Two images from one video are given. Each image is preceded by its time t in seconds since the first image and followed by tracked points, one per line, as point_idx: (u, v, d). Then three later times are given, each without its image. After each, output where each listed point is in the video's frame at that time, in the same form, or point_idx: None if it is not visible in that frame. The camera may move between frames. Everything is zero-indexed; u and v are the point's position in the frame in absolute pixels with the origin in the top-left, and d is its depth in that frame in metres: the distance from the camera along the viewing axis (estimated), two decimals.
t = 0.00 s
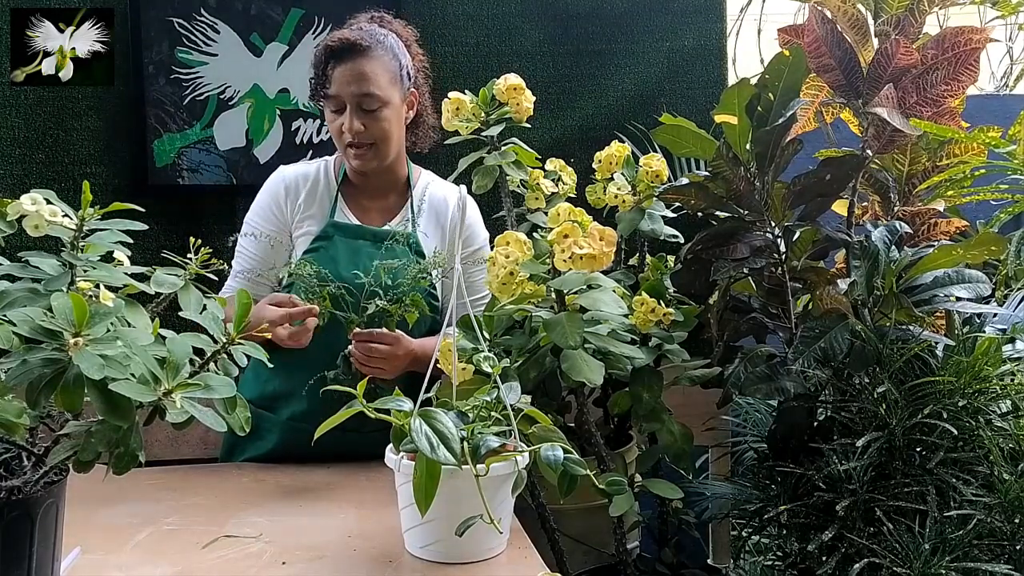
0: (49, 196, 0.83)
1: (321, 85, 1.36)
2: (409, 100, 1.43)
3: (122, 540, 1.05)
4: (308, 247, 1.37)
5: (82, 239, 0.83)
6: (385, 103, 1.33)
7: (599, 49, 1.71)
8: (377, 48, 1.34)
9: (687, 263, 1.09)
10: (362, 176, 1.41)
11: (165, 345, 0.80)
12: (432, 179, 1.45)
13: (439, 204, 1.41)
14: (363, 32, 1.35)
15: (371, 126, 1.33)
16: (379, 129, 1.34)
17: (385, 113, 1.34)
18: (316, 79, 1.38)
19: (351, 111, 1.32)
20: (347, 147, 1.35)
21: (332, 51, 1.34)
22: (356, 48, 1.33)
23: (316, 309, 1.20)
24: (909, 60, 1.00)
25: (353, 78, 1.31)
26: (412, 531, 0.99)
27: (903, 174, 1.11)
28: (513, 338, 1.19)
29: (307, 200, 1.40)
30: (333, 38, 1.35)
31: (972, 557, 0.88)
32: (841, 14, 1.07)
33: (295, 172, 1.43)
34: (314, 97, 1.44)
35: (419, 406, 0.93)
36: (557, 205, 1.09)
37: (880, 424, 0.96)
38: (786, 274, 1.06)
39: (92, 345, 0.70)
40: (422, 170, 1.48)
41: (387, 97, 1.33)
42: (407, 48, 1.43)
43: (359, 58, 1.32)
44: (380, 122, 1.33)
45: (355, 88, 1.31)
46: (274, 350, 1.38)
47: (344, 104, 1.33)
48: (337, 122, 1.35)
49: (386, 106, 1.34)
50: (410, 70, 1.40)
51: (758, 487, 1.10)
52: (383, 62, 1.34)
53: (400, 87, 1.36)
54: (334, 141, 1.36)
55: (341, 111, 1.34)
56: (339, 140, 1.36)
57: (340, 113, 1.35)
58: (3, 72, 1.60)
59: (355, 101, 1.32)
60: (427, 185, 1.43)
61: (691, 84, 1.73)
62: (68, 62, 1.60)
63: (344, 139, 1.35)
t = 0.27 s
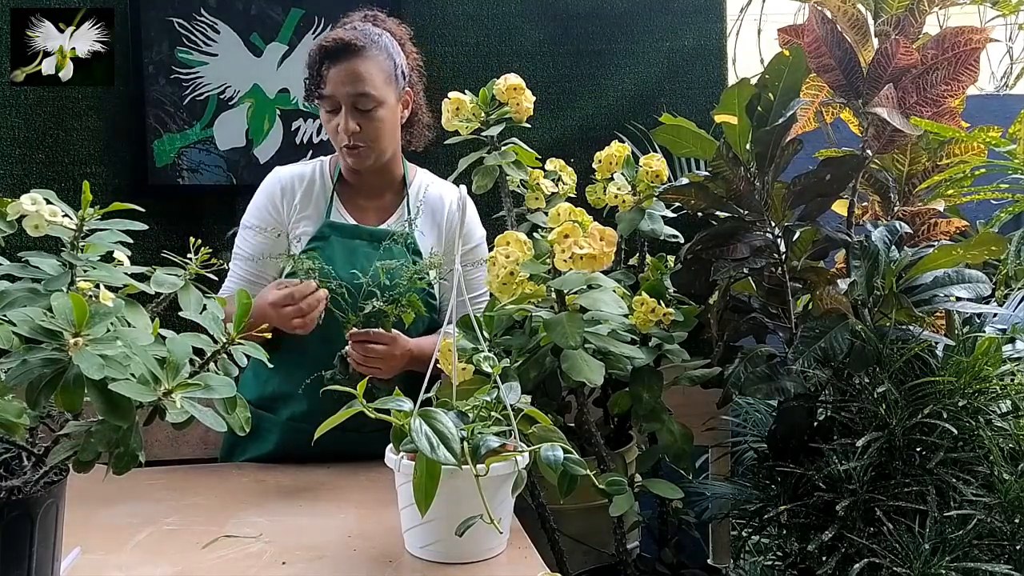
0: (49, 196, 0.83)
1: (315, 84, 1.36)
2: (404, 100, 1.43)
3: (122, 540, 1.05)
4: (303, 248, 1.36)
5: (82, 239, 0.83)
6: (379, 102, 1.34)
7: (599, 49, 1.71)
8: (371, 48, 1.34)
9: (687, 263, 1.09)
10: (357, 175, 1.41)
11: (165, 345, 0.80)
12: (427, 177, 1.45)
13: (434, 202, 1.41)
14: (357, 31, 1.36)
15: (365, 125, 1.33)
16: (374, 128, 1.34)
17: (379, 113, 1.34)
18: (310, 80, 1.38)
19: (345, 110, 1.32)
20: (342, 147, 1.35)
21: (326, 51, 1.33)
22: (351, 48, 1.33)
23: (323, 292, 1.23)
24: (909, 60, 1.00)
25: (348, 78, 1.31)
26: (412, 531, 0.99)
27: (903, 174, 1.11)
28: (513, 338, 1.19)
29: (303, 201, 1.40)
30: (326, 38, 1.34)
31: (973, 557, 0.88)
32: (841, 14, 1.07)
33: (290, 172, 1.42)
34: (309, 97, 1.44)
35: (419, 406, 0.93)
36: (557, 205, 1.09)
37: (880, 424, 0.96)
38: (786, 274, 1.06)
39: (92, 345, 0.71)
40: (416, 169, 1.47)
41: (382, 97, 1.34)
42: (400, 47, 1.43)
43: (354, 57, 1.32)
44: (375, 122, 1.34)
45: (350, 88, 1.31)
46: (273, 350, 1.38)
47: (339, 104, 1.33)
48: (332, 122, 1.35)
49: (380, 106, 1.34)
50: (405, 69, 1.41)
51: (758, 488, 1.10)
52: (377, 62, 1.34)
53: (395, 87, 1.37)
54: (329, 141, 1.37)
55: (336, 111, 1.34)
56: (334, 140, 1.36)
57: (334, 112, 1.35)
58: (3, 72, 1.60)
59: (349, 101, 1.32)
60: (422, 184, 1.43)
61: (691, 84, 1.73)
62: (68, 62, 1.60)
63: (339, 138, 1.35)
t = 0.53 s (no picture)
0: (49, 196, 0.83)
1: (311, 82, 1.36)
2: (400, 98, 1.44)
3: (122, 540, 1.05)
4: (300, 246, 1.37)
5: (82, 239, 0.83)
6: (375, 100, 1.34)
7: (599, 49, 1.71)
8: (367, 46, 1.34)
9: (687, 263, 1.09)
10: (353, 173, 1.41)
11: (165, 345, 0.80)
12: (424, 175, 1.45)
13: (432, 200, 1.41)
14: (353, 29, 1.36)
15: (361, 123, 1.33)
16: (370, 126, 1.34)
17: (376, 110, 1.34)
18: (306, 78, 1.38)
19: (341, 108, 1.33)
20: (338, 144, 1.35)
21: (323, 48, 1.33)
22: (347, 45, 1.33)
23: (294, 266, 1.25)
24: (909, 60, 1.00)
25: (344, 75, 1.31)
26: (412, 531, 0.99)
27: (903, 174, 1.11)
28: (513, 338, 1.19)
29: (299, 200, 1.41)
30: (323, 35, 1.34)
31: (973, 557, 0.88)
32: (841, 14, 1.07)
33: (286, 172, 1.43)
34: (305, 95, 1.44)
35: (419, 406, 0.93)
36: (557, 205, 1.09)
37: (880, 424, 0.96)
38: (786, 274, 1.06)
39: (92, 345, 0.71)
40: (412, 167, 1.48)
41: (378, 95, 1.34)
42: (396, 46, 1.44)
43: (351, 55, 1.32)
44: (371, 119, 1.34)
45: (347, 85, 1.31)
46: (274, 349, 1.37)
47: (335, 102, 1.34)
48: (328, 119, 1.35)
49: (376, 103, 1.34)
50: (400, 68, 1.41)
51: (758, 488, 1.10)
52: (374, 60, 1.35)
53: (391, 85, 1.37)
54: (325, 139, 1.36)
55: (332, 109, 1.34)
56: (330, 138, 1.36)
57: (330, 110, 1.35)
58: (3, 72, 1.60)
59: (346, 98, 1.32)
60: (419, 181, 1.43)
61: (691, 84, 1.73)
62: (68, 62, 1.60)
63: (334, 136, 1.35)
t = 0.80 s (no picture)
0: (49, 196, 0.83)
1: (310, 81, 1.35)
2: (399, 98, 1.44)
3: (122, 540, 1.05)
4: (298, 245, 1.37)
5: (82, 239, 0.83)
6: (375, 100, 1.34)
7: (599, 49, 1.71)
8: (368, 46, 1.34)
9: (687, 263, 1.09)
10: (351, 172, 1.41)
11: (165, 345, 0.80)
12: (421, 174, 1.46)
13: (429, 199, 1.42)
14: (353, 28, 1.36)
15: (362, 122, 1.33)
16: (371, 125, 1.34)
17: (375, 110, 1.34)
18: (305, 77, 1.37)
19: (342, 107, 1.32)
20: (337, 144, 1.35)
21: (324, 47, 1.33)
22: (348, 45, 1.33)
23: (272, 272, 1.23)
24: (910, 60, 1.00)
25: (344, 74, 1.31)
26: (412, 531, 0.99)
27: (903, 174, 1.11)
28: (513, 338, 1.19)
29: (296, 199, 1.41)
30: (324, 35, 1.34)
31: (972, 557, 0.88)
32: (841, 14, 1.07)
33: (283, 171, 1.43)
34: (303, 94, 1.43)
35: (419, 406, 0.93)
36: (557, 205, 1.09)
37: (880, 424, 0.96)
38: (786, 274, 1.06)
39: (92, 345, 0.70)
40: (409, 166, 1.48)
41: (378, 94, 1.34)
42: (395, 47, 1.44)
43: (351, 54, 1.32)
44: (371, 119, 1.34)
45: (347, 85, 1.31)
46: (273, 349, 1.38)
47: (335, 101, 1.33)
48: (327, 118, 1.35)
49: (376, 103, 1.34)
50: (400, 68, 1.41)
51: (758, 487, 1.10)
52: (374, 60, 1.35)
53: (391, 85, 1.37)
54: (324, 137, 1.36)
55: (331, 108, 1.34)
56: (329, 137, 1.36)
57: (330, 109, 1.34)
58: (3, 72, 1.60)
59: (346, 97, 1.32)
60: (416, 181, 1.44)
61: (691, 84, 1.73)
62: (68, 62, 1.60)
63: (334, 135, 1.35)
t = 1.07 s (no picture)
0: (49, 196, 0.83)
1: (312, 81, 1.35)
2: (399, 100, 1.44)
3: (122, 540, 1.05)
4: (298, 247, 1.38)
5: (82, 239, 0.83)
6: (377, 102, 1.34)
7: (599, 50, 1.71)
8: (372, 48, 1.35)
9: (687, 263, 1.09)
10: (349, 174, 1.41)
11: (165, 345, 0.80)
12: (418, 173, 1.45)
13: (426, 198, 1.42)
14: (357, 31, 1.36)
15: (362, 125, 1.33)
16: (371, 128, 1.34)
17: (377, 112, 1.35)
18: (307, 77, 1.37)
19: (343, 108, 1.32)
20: (338, 145, 1.35)
21: (327, 48, 1.33)
22: (351, 46, 1.33)
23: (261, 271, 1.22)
24: (909, 60, 1.00)
25: (347, 76, 1.31)
26: (412, 531, 0.99)
27: (903, 174, 1.11)
28: (513, 338, 1.19)
29: (294, 200, 1.40)
30: (327, 35, 1.34)
31: (972, 556, 0.88)
32: (841, 14, 1.07)
33: (280, 172, 1.42)
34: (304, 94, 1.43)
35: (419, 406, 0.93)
36: (557, 205, 1.09)
37: (880, 424, 0.96)
38: (786, 274, 1.06)
39: (92, 345, 0.71)
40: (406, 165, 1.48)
41: (380, 97, 1.34)
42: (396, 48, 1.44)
43: (355, 56, 1.32)
44: (372, 121, 1.34)
45: (350, 87, 1.32)
46: (273, 349, 1.38)
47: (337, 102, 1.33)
48: (328, 119, 1.34)
49: (378, 106, 1.34)
50: (402, 71, 1.42)
51: (758, 487, 1.10)
52: (377, 63, 1.35)
53: (393, 88, 1.37)
54: (324, 138, 1.36)
55: (333, 109, 1.34)
56: (329, 137, 1.35)
57: (331, 110, 1.34)
58: (3, 72, 1.60)
59: (348, 99, 1.32)
60: (413, 179, 1.44)
61: (691, 83, 1.73)
62: (68, 62, 1.60)
63: (334, 136, 1.35)
